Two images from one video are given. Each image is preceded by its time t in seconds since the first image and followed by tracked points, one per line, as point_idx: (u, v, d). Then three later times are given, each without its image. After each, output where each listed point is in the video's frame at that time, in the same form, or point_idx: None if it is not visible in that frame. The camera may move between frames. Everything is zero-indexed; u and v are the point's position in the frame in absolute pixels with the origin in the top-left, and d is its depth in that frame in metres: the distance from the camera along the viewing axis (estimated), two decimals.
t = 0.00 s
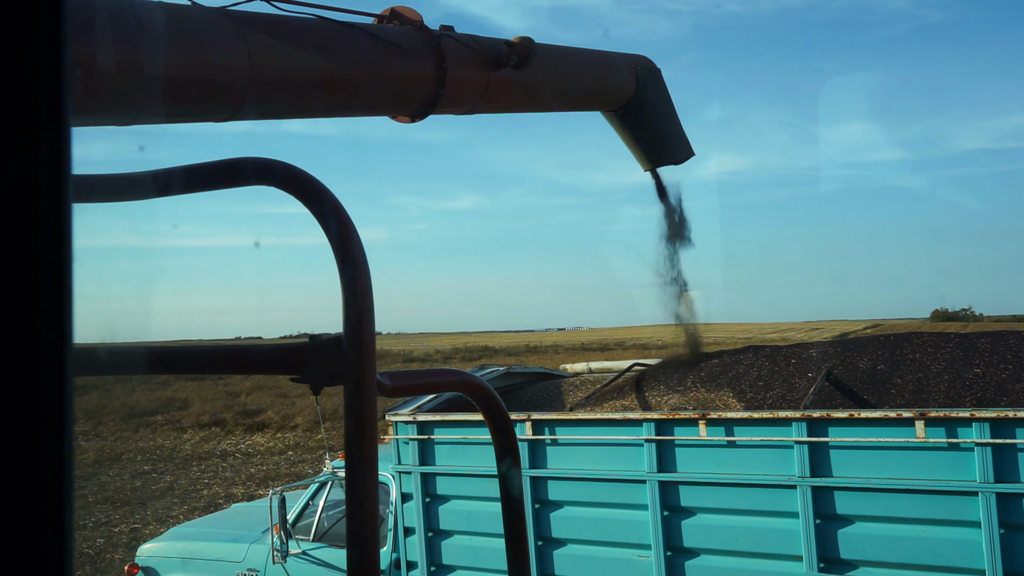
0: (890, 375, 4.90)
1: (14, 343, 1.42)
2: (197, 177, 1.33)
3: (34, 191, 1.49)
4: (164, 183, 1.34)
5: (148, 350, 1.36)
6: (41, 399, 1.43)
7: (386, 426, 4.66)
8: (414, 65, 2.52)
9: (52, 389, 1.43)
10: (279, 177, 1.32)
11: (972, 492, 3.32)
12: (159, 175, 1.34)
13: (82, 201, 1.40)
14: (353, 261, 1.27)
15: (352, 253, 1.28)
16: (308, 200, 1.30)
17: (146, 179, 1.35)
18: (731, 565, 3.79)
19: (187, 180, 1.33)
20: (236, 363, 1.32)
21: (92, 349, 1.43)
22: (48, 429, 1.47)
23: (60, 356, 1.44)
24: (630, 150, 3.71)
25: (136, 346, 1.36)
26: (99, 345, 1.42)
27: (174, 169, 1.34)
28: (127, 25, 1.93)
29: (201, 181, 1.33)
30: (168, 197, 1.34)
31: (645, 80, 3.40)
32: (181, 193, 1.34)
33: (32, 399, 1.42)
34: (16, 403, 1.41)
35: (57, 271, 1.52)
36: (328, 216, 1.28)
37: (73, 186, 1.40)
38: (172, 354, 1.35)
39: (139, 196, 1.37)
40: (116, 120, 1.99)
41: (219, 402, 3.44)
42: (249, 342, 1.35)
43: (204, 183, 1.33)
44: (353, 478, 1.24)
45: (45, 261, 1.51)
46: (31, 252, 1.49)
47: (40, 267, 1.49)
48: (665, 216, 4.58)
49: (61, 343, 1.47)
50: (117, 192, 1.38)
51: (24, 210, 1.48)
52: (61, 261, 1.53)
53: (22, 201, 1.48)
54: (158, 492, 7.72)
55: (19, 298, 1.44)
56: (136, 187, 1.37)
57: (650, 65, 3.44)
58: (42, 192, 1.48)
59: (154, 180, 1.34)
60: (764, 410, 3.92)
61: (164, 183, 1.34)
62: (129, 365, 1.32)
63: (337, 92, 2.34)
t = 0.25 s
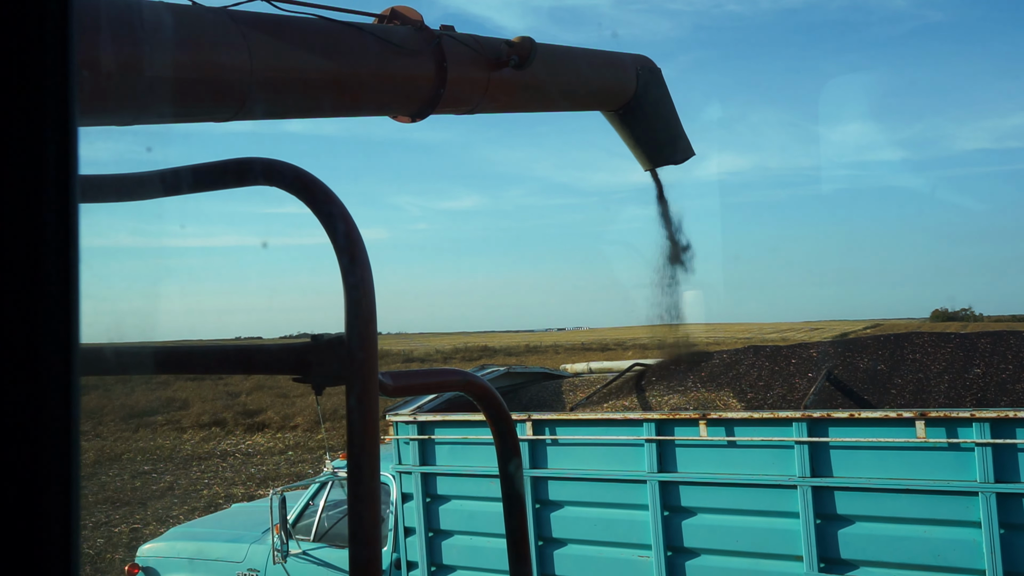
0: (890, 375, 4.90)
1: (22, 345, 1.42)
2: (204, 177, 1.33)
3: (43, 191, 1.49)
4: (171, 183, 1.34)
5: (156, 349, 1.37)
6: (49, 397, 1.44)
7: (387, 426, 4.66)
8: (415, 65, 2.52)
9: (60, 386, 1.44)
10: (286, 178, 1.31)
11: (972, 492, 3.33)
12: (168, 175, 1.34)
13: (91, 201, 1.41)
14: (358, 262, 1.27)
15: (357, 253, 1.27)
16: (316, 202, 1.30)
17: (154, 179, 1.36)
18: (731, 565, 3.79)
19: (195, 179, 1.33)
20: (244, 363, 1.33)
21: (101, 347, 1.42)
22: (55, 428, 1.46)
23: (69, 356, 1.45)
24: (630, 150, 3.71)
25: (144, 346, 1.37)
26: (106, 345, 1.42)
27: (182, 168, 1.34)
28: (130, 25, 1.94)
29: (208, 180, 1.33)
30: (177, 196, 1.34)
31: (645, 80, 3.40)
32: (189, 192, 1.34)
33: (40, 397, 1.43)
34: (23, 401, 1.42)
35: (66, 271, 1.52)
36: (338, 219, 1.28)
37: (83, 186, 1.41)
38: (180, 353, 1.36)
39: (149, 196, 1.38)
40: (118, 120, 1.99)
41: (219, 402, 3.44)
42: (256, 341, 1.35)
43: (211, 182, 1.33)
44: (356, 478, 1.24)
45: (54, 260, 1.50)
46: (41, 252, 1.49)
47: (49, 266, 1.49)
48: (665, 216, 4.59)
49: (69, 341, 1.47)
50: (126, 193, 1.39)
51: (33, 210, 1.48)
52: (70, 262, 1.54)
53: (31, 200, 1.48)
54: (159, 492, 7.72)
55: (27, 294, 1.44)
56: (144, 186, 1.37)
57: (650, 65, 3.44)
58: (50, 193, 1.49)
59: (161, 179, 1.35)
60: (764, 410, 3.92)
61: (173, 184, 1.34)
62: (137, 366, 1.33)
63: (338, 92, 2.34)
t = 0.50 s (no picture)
0: (889, 374, 4.90)
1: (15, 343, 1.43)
2: (195, 178, 1.34)
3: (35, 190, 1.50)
4: (162, 183, 1.34)
5: (146, 349, 1.36)
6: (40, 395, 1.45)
7: (386, 426, 4.66)
8: (414, 64, 2.52)
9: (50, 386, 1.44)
10: (277, 176, 1.32)
11: (971, 491, 3.33)
12: (158, 174, 1.34)
13: (82, 200, 1.41)
14: (352, 259, 1.28)
15: (350, 252, 1.28)
16: (308, 199, 1.31)
17: (145, 179, 1.36)
18: (730, 564, 3.79)
19: (186, 180, 1.33)
20: (234, 362, 1.32)
21: (92, 346, 1.42)
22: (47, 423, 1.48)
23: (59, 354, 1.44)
24: (629, 150, 3.71)
25: (136, 346, 1.36)
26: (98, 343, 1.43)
27: (172, 168, 1.34)
28: (127, 24, 1.94)
29: (198, 181, 1.33)
30: (167, 197, 1.34)
31: (645, 80, 3.40)
32: (180, 193, 1.34)
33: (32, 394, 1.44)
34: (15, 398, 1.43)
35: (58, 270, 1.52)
36: (326, 215, 1.28)
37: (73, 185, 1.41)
38: (171, 353, 1.36)
39: (138, 195, 1.38)
40: (115, 119, 1.99)
41: (219, 402, 3.44)
42: (247, 340, 1.35)
43: (202, 182, 1.33)
44: (351, 476, 1.24)
45: (44, 259, 1.51)
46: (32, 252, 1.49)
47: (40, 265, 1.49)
48: (665, 216, 4.59)
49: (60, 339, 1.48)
50: (116, 192, 1.39)
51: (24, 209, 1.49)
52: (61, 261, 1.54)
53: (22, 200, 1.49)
54: (158, 492, 7.72)
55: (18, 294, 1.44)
56: (135, 186, 1.37)
57: (650, 65, 3.44)
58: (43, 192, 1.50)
59: (152, 179, 1.35)
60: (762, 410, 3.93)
61: (163, 182, 1.34)
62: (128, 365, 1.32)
63: (336, 91, 2.34)
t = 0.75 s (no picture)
0: (889, 374, 4.90)
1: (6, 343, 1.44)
2: (186, 178, 1.33)
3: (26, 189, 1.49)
4: (153, 183, 1.33)
5: (137, 349, 1.36)
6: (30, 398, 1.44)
7: (386, 426, 4.66)
8: (413, 65, 2.52)
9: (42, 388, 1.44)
10: (267, 174, 1.32)
11: (971, 491, 3.32)
12: (148, 174, 1.33)
13: (73, 200, 1.40)
14: (347, 257, 1.28)
15: (342, 249, 1.28)
16: (299, 196, 1.31)
17: (136, 179, 1.35)
18: (730, 564, 3.79)
19: (177, 180, 1.33)
20: (226, 363, 1.31)
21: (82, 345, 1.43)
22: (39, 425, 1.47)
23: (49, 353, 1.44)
24: (629, 150, 3.71)
25: (125, 346, 1.35)
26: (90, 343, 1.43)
27: (164, 168, 1.34)
28: (119, 23, 1.93)
29: (190, 181, 1.33)
30: (159, 197, 1.33)
31: (644, 80, 3.40)
32: (171, 193, 1.34)
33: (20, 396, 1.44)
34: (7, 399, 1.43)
35: (48, 268, 1.53)
36: (319, 212, 1.28)
37: (64, 184, 1.40)
38: (163, 353, 1.35)
39: (129, 196, 1.37)
40: (112, 119, 1.99)
41: (218, 402, 3.44)
42: (239, 341, 1.35)
43: (194, 182, 1.33)
44: (349, 478, 1.24)
45: (36, 259, 1.51)
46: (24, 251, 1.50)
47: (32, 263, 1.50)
48: (665, 216, 4.58)
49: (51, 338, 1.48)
50: (107, 191, 1.38)
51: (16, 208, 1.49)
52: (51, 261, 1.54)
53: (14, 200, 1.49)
54: (158, 493, 7.72)
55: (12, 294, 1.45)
56: (127, 186, 1.37)
57: (650, 65, 3.44)
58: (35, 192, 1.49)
59: (143, 179, 1.34)
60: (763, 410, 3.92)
61: (154, 182, 1.33)
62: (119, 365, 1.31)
63: (333, 92, 2.33)
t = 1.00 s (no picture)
0: (890, 375, 4.90)
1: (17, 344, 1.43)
2: (197, 178, 1.33)
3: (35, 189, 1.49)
4: (164, 183, 1.33)
5: (148, 349, 1.36)
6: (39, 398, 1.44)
7: (386, 426, 4.66)
8: (414, 65, 2.52)
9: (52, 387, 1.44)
10: (279, 177, 1.31)
11: (972, 492, 3.32)
12: (160, 175, 1.34)
13: (82, 200, 1.40)
14: (354, 261, 1.27)
15: (352, 252, 1.27)
16: (310, 199, 1.30)
17: (147, 179, 1.35)
18: (731, 565, 3.78)
19: (188, 180, 1.33)
20: (238, 363, 1.32)
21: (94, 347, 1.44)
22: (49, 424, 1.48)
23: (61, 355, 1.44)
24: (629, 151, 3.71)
25: (137, 346, 1.36)
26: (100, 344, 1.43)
27: (174, 168, 1.34)
28: (128, 25, 1.94)
29: (201, 182, 1.33)
30: (169, 197, 1.33)
31: (645, 80, 3.40)
32: (182, 194, 1.34)
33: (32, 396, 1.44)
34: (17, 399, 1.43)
35: (58, 269, 1.53)
36: (329, 216, 1.28)
37: (74, 185, 1.40)
38: (173, 354, 1.35)
39: (141, 195, 1.37)
40: (115, 119, 1.99)
41: (219, 402, 3.44)
42: (249, 342, 1.35)
43: (205, 182, 1.33)
44: (353, 481, 1.23)
45: (45, 259, 1.51)
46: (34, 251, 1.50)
47: (41, 263, 1.50)
48: (665, 216, 4.58)
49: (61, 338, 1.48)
50: (117, 192, 1.38)
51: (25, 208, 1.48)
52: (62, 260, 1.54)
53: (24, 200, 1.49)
54: (158, 492, 7.72)
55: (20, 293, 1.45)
56: (137, 186, 1.37)
57: (650, 65, 3.44)
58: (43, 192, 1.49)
59: (154, 180, 1.34)
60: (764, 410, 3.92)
61: (165, 183, 1.33)
62: (129, 365, 1.33)
63: (342, 91, 2.35)
